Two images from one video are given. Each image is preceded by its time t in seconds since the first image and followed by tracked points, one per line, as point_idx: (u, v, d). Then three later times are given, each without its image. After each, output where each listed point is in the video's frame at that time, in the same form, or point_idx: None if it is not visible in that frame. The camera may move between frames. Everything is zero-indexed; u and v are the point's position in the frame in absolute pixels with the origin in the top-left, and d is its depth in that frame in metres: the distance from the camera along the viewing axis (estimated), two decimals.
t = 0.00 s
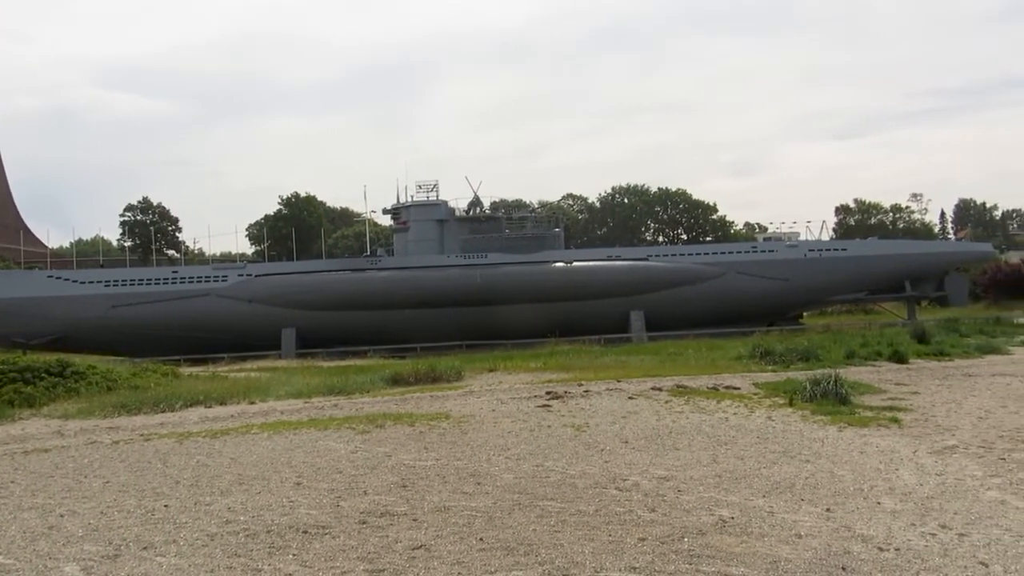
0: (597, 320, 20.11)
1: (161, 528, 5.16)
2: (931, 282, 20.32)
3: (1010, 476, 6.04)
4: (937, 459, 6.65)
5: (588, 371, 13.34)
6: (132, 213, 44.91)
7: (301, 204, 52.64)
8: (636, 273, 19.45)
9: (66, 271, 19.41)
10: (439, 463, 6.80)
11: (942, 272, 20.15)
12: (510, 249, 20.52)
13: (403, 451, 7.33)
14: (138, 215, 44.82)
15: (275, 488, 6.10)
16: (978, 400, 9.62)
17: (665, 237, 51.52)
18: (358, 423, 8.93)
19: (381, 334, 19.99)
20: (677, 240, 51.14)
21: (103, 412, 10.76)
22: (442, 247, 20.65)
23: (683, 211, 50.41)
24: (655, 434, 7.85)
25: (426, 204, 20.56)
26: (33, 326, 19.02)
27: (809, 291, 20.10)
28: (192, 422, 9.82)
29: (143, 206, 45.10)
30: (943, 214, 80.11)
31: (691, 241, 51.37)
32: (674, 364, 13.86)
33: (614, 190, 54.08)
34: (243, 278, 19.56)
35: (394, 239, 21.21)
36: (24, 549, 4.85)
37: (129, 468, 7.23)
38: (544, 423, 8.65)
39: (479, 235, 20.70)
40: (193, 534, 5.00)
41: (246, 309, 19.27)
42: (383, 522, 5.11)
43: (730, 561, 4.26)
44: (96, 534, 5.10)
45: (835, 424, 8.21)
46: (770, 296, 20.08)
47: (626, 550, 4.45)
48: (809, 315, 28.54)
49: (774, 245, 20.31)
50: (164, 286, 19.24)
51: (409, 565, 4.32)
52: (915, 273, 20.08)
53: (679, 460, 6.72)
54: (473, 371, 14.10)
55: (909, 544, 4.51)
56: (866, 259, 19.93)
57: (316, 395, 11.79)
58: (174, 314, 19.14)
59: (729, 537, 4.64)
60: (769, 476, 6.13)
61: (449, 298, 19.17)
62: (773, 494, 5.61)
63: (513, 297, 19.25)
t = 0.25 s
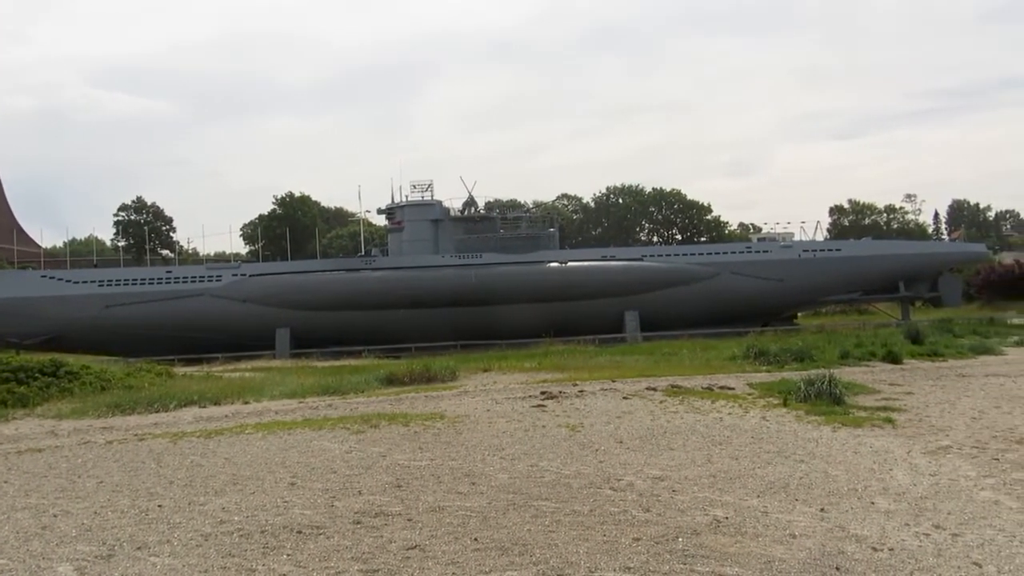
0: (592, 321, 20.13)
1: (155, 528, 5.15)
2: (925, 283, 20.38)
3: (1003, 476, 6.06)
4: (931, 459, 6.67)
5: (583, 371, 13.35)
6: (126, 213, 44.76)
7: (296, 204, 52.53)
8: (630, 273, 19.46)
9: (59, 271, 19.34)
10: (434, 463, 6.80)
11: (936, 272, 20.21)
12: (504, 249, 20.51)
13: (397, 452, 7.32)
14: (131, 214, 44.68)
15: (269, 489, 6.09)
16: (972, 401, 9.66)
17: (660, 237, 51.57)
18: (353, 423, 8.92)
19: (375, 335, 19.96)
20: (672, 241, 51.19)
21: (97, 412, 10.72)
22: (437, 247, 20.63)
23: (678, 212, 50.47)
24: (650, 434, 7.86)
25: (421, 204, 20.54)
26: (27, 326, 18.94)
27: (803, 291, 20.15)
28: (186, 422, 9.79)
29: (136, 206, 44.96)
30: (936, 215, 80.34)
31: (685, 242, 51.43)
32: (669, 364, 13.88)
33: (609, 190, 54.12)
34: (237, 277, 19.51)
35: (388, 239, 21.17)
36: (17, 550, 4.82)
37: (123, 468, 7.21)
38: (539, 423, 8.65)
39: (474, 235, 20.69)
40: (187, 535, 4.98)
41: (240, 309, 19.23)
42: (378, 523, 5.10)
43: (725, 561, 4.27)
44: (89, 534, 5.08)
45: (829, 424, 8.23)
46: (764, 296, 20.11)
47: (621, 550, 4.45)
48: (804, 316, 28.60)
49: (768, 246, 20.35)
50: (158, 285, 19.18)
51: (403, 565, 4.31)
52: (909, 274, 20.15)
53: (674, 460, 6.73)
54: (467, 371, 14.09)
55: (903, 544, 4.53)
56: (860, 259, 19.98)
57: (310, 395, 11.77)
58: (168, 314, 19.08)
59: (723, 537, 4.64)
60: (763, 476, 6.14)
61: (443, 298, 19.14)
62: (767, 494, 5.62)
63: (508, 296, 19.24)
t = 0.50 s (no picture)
0: (589, 320, 20.14)
1: (152, 529, 5.14)
2: (922, 283, 20.40)
3: (1000, 476, 6.07)
4: (928, 459, 6.68)
5: (580, 371, 13.36)
6: (123, 213, 44.70)
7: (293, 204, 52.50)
8: (628, 272, 19.47)
9: (56, 271, 19.30)
10: (432, 463, 6.79)
11: (933, 272, 20.23)
12: (502, 249, 20.50)
13: (395, 451, 7.31)
14: (129, 214, 44.62)
15: (267, 489, 6.08)
16: (969, 401, 9.67)
17: (657, 237, 51.61)
18: (350, 423, 8.91)
19: (373, 335, 19.95)
20: (669, 241, 51.24)
21: (94, 413, 10.70)
22: (434, 247, 20.62)
23: (675, 212, 50.52)
24: (647, 435, 7.87)
25: (418, 204, 20.52)
26: (23, 326, 18.90)
27: (801, 291, 20.17)
28: (184, 422, 9.78)
29: (134, 206, 44.91)
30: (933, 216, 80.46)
31: (682, 242, 51.48)
32: (666, 364, 13.89)
33: (607, 190, 54.16)
34: (234, 278, 19.49)
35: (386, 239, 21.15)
36: (14, 550, 4.81)
37: (120, 468, 7.19)
38: (536, 423, 8.65)
39: (471, 235, 20.69)
40: (184, 535, 4.97)
41: (238, 309, 19.20)
42: (375, 523, 5.09)
43: (722, 561, 4.27)
44: (86, 534, 5.07)
45: (826, 424, 8.24)
46: (762, 296, 20.13)
47: (618, 550, 4.45)
48: (801, 315, 28.63)
49: (766, 246, 20.36)
50: (155, 286, 19.15)
51: (401, 566, 4.31)
52: (906, 274, 20.16)
53: (671, 460, 6.73)
54: (465, 371, 14.08)
55: (900, 544, 4.53)
56: (857, 259, 20.00)
57: (308, 395, 11.76)
58: (165, 314, 19.05)
59: (720, 537, 4.64)
60: (761, 476, 6.14)
61: (441, 298, 19.13)
62: (765, 493, 5.62)
63: (505, 296, 19.23)
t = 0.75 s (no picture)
0: (589, 320, 20.14)
1: (152, 528, 5.14)
2: (921, 284, 20.39)
3: (1000, 476, 6.07)
4: (928, 459, 6.68)
5: (580, 371, 13.36)
6: (123, 213, 44.69)
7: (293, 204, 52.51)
8: (628, 272, 19.47)
9: (56, 271, 19.30)
10: (431, 463, 6.79)
11: (933, 273, 20.23)
12: (501, 249, 20.50)
13: (395, 451, 7.31)
14: (129, 214, 44.62)
15: (266, 488, 6.08)
16: (969, 401, 9.67)
17: (657, 237, 51.62)
18: (350, 423, 8.90)
19: (372, 335, 19.95)
20: (669, 241, 51.25)
21: (93, 413, 10.69)
22: (434, 247, 20.62)
23: (675, 212, 50.52)
24: (647, 435, 7.87)
25: (418, 203, 20.51)
26: (23, 325, 18.90)
27: (801, 291, 20.17)
28: (184, 422, 9.78)
29: (134, 205, 44.91)
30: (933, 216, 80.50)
31: (682, 242, 51.48)
32: (666, 364, 13.89)
33: (607, 190, 54.17)
34: (234, 277, 19.49)
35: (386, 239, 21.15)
36: (14, 549, 4.81)
37: (120, 468, 7.19)
38: (536, 423, 8.64)
39: (471, 235, 20.69)
40: (184, 535, 4.97)
41: (238, 308, 19.19)
42: (375, 523, 5.09)
43: (723, 561, 4.27)
44: (86, 534, 5.07)
45: (826, 424, 8.24)
46: (762, 296, 20.12)
47: (618, 551, 4.45)
48: (802, 315, 28.65)
49: (766, 246, 20.36)
50: (155, 285, 19.14)
51: (401, 566, 4.31)
52: (906, 274, 20.16)
53: (671, 460, 6.73)
54: (464, 371, 14.07)
55: (900, 544, 4.54)
56: (857, 260, 20.00)
57: (307, 395, 11.76)
58: (165, 314, 19.04)
59: (720, 537, 4.64)
60: (761, 476, 6.14)
61: (440, 298, 19.13)
62: (765, 494, 5.62)
63: (505, 296, 19.23)
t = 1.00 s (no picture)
0: (591, 321, 20.13)
1: (154, 527, 5.14)
2: (924, 285, 20.36)
3: (1002, 478, 6.06)
4: (930, 461, 6.67)
5: (583, 371, 13.35)
6: (126, 213, 44.76)
7: (295, 204, 52.56)
8: (630, 272, 19.46)
9: (59, 270, 19.33)
10: (433, 463, 6.80)
11: (935, 274, 20.19)
12: (504, 250, 20.50)
13: (397, 451, 7.32)
14: (132, 213, 44.69)
15: (269, 488, 6.08)
16: (971, 403, 9.66)
17: (659, 238, 51.60)
18: (352, 422, 8.89)
19: (374, 335, 19.95)
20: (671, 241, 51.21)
21: (96, 411, 10.70)
22: (437, 247, 20.63)
23: (677, 213, 50.48)
24: (649, 435, 7.86)
25: (421, 203, 20.52)
26: (26, 324, 18.93)
27: (803, 292, 20.15)
28: (186, 421, 9.78)
29: (137, 205, 44.98)
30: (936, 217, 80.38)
31: (685, 242, 51.44)
32: (668, 364, 13.88)
33: (609, 190, 54.15)
34: (237, 277, 19.50)
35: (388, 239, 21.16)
36: (17, 548, 4.82)
37: (123, 467, 7.20)
38: (538, 423, 8.64)
39: (473, 235, 20.69)
40: (186, 533, 4.98)
41: (240, 308, 19.21)
42: (377, 522, 5.10)
43: (725, 562, 4.27)
44: (89, 532, 5.08)
45: (828, 425, 8.23)
46: (764, 296, 20.10)
47: (620, 551, 4.45)
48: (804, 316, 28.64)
49: (768, 247, 20.36)
50: (157, 285, 19.16)
51: (403, 565, 4.31)
52: (909, 275, 20.13)
53: (673, 460, 6.73)
54: (466, 371, 14.08)
55: (902, 545, 4.53)
56: (859, 261, 19.97)
57: (309, 394, 11.76)
58: (167, 313, 19.06)
59: (722, 538, 4.64)
60: (763, 477, 6.14)
61: (443, 298, 19.13)
62: (767, 495, 5.62)
63: (507, 297, 19.23)
